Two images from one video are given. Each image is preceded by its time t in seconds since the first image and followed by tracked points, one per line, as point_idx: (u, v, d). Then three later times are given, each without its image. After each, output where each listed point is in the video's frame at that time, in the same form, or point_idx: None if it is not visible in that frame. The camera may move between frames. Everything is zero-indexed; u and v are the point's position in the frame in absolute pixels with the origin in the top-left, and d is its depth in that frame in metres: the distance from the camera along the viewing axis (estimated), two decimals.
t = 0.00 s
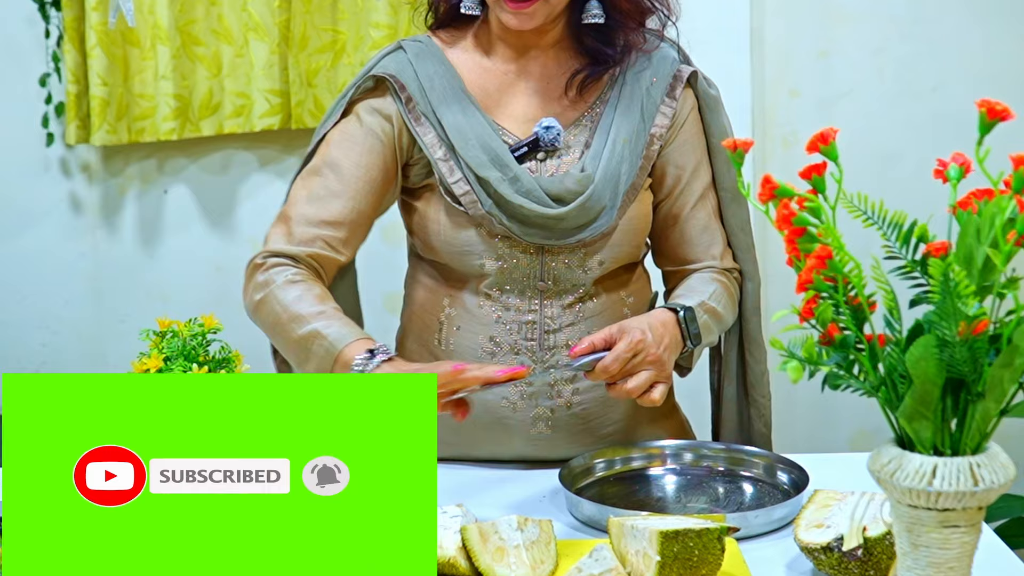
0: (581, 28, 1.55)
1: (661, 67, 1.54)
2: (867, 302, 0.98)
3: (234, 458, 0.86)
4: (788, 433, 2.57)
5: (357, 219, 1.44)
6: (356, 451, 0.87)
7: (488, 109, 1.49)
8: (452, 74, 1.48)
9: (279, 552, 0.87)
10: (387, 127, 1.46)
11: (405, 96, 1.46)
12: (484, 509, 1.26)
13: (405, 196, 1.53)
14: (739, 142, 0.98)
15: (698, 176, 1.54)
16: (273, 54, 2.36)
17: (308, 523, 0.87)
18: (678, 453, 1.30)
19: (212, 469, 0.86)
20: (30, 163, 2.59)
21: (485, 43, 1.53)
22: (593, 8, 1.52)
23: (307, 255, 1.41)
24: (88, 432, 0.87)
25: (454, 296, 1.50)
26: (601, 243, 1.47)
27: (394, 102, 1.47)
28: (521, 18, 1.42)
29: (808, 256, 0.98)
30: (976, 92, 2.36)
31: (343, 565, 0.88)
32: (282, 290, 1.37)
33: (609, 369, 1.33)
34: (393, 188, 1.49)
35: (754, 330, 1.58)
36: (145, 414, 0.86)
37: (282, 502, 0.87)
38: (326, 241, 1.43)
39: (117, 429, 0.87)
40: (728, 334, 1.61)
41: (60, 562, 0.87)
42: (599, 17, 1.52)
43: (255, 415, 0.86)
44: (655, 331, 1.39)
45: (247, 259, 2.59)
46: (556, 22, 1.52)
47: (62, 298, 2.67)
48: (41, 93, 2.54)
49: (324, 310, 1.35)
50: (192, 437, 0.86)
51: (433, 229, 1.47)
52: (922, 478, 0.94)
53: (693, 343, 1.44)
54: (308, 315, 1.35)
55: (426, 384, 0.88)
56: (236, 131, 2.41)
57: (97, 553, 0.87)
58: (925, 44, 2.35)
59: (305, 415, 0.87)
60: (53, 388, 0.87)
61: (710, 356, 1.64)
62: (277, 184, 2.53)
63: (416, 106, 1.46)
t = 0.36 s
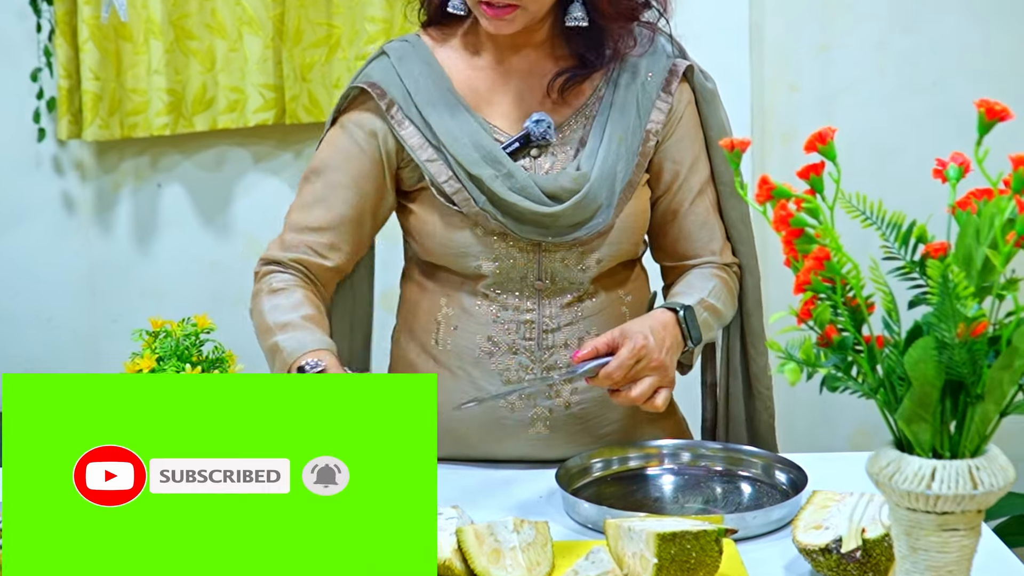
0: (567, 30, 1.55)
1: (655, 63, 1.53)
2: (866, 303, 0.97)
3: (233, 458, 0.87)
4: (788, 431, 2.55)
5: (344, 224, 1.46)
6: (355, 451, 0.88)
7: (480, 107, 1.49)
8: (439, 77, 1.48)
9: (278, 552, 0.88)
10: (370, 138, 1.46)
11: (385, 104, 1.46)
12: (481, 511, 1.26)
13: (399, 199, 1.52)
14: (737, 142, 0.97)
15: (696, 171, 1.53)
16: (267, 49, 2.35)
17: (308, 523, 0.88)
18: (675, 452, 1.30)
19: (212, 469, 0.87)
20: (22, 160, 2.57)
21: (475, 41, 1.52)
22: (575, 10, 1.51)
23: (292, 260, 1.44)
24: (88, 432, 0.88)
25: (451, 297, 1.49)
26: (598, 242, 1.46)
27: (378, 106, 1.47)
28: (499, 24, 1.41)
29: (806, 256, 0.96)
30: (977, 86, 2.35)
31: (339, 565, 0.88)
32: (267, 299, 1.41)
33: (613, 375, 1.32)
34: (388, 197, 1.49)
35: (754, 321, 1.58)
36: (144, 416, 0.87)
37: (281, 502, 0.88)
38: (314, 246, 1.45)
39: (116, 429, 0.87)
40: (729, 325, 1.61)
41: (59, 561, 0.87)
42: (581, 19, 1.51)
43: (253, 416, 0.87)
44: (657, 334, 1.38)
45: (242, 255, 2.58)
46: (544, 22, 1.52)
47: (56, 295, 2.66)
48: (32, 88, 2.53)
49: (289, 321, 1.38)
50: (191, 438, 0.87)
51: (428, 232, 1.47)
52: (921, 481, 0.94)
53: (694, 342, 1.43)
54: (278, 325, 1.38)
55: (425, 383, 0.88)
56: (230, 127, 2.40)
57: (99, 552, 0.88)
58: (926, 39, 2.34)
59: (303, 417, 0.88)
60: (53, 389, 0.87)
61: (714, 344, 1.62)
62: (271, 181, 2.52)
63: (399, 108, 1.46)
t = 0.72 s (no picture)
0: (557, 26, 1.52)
1: (648, 62, 1.52)
2: (866, 310, 0.96)
3: (234, 458, 0.85)
4: (787, 433, 2.54)
5: (342, 230, 1.46)
6: (356, 450, 0.86)
7: (470, 109, 1.48)
8: (427, 78, 1.46)
9: (280, 552, 0.86)
10: (360, 143, 1.46)
11: (373, 107, 1.45)
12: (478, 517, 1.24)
13: (392, 200, 1.51)
14: (737, 147, 0.95)
15: (687, 173, 1.52)
16: (260, 48, 2.33)
17: (308, 524, 0.86)
18: (674, 458, 1.29)
19: (212, 469, 0.85)
20: (13, 161, 2.56)
21: (465, 41, 1.51)
22: (567, 5, 1.49)
23: (298, 272, 1.44)
24: (88, 431, 0.85)
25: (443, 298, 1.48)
26: (588, 243, 1.45)
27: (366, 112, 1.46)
28: (497, 20, 1.39)
29: (807, 263, 0.95)
30: (977, 83, 2.34)
31: (344, 565, 0.86)
32: (276, 310, 1.41)
33: (596, 386, 1.30)
34: (383, 203, 1.49)
35: (743, 325, 1.57)
36: (163, 415, 0.85)
37: (281, 499, 0.86)
38: (315, 254, 1.45)
39: (117, 429, 0.85)
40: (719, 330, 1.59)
41: (58, 563, 0.86)
42: (573, 15, 1.49)
43: (254, 415, 0.85)
44: (644, 344, 1.36)
45: (235, 258, 2.56)
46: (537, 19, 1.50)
47: (48, 298, 2.64)
48: (24, 89, 2.51)
49: (294, 342, 1.37)
50: (191, 437, 0.85)
51: (417, 236, 1.46)
52: (924, 490, 0.93)
53: (679, 352, 1.42)
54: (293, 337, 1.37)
55: (426, 382, 0.86)
56: (223, 127, 2.38)
57: (98, 553, 0.85)
58: (926, 35, 2.33)
59: (303, 415, 0.85)
60: (52, 388, 0.85)
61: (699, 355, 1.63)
62: (266, 183, 2.50)
63: (386, 113, 1.45)
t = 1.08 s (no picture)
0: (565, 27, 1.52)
1: (644, 73, 1.51)
2: (864, 326, 0.94)
3: (235, 458, 0.84)
4: (782, 445, 2.52)
5: (330, 233, 1.42)
6: (356, 450, 0.85)
7: (468, 117, 1.46)
8: (426, 83, 1.45)
9: (278, 553, 0.84)
10: (357, 139, 1.43)
11: (374, 107, 1.42)
12: (466, 534, 1.21)
13: (384, 210, 1.49)
14: (729, 159, 0.93)
15: (680, 183, 1.51)
16: (249, 57, 2.30)
17: (308, 524, 0.84)
18: (668, 473, 1.27)
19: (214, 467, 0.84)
20: None
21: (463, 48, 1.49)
22: (578, 5, 1.48)
23: (275, 270, 1.39)
24: (88, 430, 0.84)
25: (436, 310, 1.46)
26: (586, 254, 1.43)
27: (365, 113, 1.44)
28: (518, 14, 1.37)
29: (802, 278, 0.93)
30: (973, 91, 2.33)
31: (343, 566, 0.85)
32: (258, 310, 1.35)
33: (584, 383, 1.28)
34: (372, 211, 1.47)
35: (733, 344, 1.55)
36: (163, 414, 0.84)
37: (280, 497, 0.84)
38: (298, 255, 1.41)
39: (117, 428, 0.84)
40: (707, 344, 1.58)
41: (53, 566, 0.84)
42: (584, 16, 1.48)
43: (256, 413, 0.84)
44: (634, 347, 1.35)
45: (224, 268, 2.55)
46: (540, 25, 1.49)
47: (34, 309, 2.62)
48: (10, 98, 2.48)
49: (304, 334, 1.32)
50: (193, 436, 0.83)
51: (415, 241, 1.43)
52: (922, 510, 0.91)
53: (667, 360, 1.40)
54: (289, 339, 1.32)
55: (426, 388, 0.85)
56: (211, 137, 2.36)
57: (96, 555, 0.84)
58: (920, 41, 2.31)
59: (302, 412, 0.84)
60: (52, 387, 0.84)
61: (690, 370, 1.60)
62: (254, 191, 2.48)
63: (387, 116, 1.42)
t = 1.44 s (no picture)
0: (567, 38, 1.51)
1: (645, 85, 1.49)
2: (864, 340, 0.92)
3: (234, 457, 0.85)
4: (779, 457, 2.49)
5: (325, 242, 1.37)
6: (356, 451, 0.86)
7: (466, 128, 1.43)
8: (425, 91, 1.42)
9: (280, 552, 0.85)
10: (361, 148, 1.40)
11: (377, 115, 1.40)
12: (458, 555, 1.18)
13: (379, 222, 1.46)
14: (728, 169, 0.91)
15: (681, 197, 1.49)
16: (238, 64, 2.29)
17: (308, 524, 0.86)
18: (664, 488, 1.25)
19: (213, 467, 0.85)
20: None
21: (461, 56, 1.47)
22: (581, 19, 1.48)
23: (283, 289, 1.34)
24: (87, 431, 0.85)
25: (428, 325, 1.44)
26: (584, 270, 1.42)
27: (366, 119, 1.41)
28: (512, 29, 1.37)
29: (802, 293, 0.91)
30: (971, 98, 2.31)
31: (345, 565, 0.86)
32: (259, 330, 1.30)
33: (598, 397, 1.26)
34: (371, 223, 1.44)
35: (735, 356, 1.53)
36: (163, 416, 0.85)
37: (280, 497, 0.85)
38: (302, 270, 1.36)
39: (117, 429, 0.85)
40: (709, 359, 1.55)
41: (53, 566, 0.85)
42: (588, 28, 1.48)
43: (253, 414, 0.85)
44: (640, 353, 1.33)
45: (213, 275, 2.52)
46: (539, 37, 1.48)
47: (20, 317, 2.59)
48: None
49: (300, 354, 1.26)
50: (191, 437, 0.85)
51: (407, 255, 1.41)
52: (926, 530, 0.90)
53: (677, 366, 1.38)
54: (283, 360, 1.26)
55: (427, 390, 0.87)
56: (200, 144, 2.34)
57: (97, 555, 0.85)
58: (918, 47, 2.29)
59: (300, 413, 0.86)
60: (53, 390, 0.85)
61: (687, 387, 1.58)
62: (243, 198, 2.46)
63: (388, 124, 1.40)
